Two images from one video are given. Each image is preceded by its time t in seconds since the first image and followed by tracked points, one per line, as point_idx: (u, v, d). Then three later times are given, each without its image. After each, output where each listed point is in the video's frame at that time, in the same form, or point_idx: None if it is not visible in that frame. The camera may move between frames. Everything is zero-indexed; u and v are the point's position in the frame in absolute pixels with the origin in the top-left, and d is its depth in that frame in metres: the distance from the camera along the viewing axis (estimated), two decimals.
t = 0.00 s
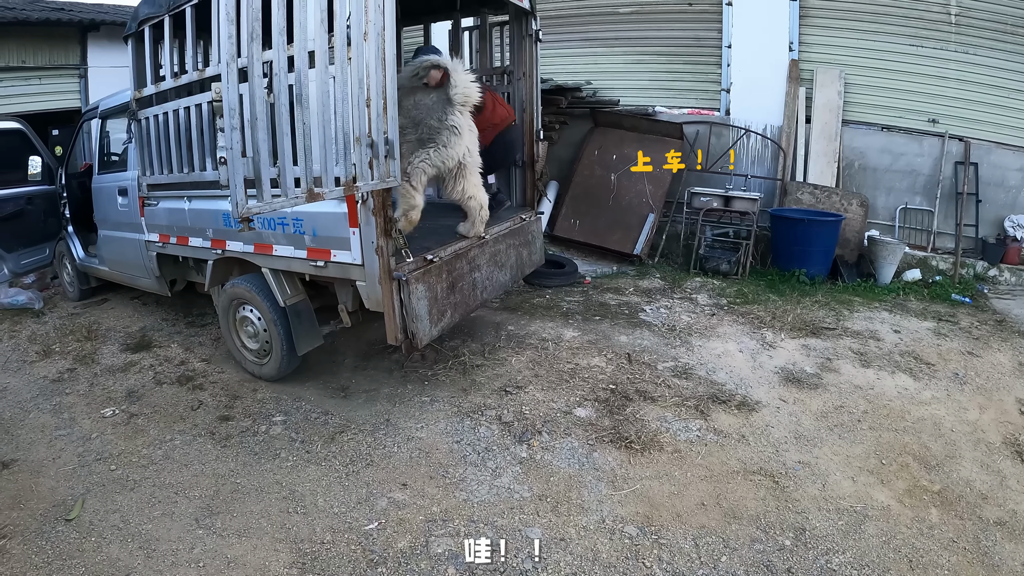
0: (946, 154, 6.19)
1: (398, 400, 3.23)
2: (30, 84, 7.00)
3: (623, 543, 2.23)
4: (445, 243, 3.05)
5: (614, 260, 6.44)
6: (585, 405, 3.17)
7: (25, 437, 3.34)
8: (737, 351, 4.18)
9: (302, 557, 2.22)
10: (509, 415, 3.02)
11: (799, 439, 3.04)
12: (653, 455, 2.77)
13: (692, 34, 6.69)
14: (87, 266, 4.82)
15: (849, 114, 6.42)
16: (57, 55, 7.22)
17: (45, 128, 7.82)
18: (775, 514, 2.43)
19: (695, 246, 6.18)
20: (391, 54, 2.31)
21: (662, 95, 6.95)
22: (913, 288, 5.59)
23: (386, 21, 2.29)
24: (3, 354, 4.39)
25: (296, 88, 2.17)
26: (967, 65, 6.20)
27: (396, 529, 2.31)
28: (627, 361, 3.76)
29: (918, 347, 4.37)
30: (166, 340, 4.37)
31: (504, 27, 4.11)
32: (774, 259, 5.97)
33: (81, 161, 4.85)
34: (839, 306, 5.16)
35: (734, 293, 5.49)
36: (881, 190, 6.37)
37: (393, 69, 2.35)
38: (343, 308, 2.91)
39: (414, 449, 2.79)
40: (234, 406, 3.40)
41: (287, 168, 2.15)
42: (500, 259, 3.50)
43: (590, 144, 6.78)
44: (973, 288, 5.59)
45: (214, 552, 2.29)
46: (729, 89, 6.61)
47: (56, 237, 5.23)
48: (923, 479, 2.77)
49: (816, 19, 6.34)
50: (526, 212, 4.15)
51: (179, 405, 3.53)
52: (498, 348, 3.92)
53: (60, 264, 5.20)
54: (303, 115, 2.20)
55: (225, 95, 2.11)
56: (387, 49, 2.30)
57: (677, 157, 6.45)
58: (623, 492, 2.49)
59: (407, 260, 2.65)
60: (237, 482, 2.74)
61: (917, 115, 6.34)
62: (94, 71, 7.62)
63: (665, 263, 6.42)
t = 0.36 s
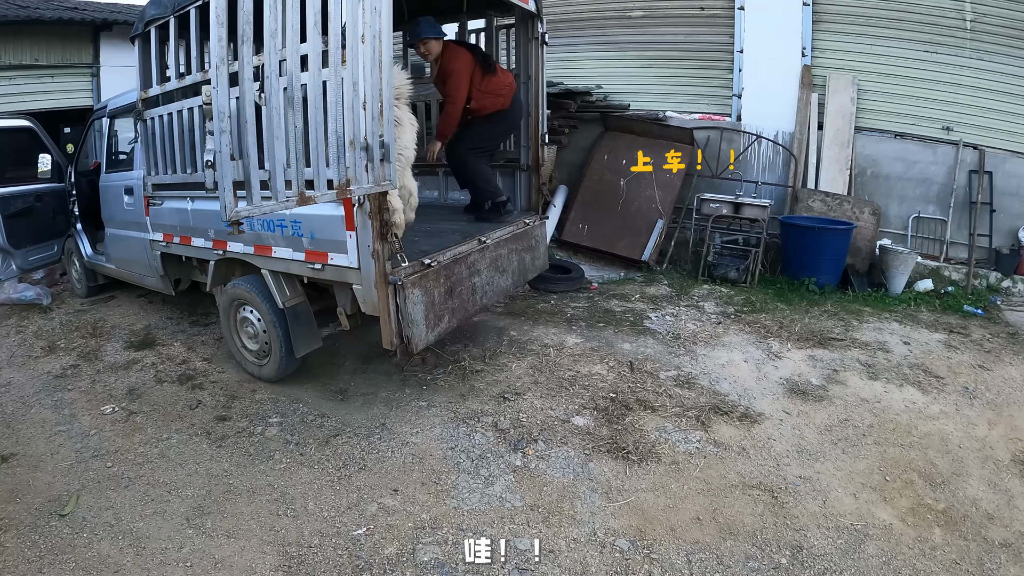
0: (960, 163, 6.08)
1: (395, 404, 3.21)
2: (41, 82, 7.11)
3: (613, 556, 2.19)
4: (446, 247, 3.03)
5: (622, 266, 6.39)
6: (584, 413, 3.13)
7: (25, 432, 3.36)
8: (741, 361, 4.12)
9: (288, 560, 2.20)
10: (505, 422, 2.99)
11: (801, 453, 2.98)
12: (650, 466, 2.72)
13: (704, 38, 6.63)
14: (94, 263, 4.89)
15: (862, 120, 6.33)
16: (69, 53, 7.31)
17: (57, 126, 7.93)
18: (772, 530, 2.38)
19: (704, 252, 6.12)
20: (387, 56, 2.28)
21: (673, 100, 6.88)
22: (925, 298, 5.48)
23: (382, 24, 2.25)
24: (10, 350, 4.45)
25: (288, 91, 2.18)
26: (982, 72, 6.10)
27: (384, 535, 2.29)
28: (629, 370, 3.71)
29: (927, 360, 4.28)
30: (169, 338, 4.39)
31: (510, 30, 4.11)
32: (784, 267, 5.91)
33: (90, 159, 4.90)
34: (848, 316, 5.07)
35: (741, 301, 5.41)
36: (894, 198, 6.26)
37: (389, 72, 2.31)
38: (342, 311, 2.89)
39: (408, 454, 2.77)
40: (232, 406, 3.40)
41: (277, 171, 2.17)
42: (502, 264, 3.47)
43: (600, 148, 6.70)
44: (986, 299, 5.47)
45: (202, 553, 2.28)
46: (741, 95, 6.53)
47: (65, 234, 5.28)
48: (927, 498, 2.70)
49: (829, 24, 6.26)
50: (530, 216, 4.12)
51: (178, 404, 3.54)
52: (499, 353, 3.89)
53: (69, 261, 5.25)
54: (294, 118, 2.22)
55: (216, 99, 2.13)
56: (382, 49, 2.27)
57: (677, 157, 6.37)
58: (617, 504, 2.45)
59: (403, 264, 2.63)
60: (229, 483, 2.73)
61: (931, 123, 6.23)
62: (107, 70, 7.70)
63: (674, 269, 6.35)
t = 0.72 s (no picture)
0: (990, 176, 5.81)
1: (389, 417, 3.12)
2: (63, 81, 7.31)
3: None
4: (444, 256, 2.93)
5: (637, 279, 6.25)
6: (583, 433, 3.00)
7: (21, 429, 3.37)
8: (754, 382, 3.94)
9: None
10: (500, 441, 2.87)
11: (811, 484, 2.82)
12: (648, 494, 2.59)
13: (726, 45, 6.47)
14: (105, 262, 4.93)
15: (887, 132, 6.12)
16: (89, 54, 7.51)
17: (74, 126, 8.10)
18: (772, 569, 2.23)
19: (722, 265, 5.94)
20: (379, 59, 2.16)
21: (693, 108, 6.73)
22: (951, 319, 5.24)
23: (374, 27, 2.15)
24: (18, 346, 4.50)
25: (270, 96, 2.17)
26: (1015, 82, 5.81)
27: (361, 556, 2.20)
28: (635, 389, 3.56)
29: (950, 385, 4.06)
30: (172, 340, 4.38)
31: (521, 34, 4.03)
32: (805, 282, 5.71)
33: (103, 160, 4.92)
34: (869, 336, 4.86)
35: (759, 318, 5.23)
36: (920, 213, 6.02)
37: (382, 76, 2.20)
38: (338, 319, 2.82)
39: (395, 471, 2.68)
40: (225, 413, 3.35)
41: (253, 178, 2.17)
42: (505, 275, 3.37)
43: (618, 157, 6.59)
44: (1014, 320, 5.20)
45: (176, 563, 2.23)
46: (763, 104, 6.35)
47: (76, 233, 5.28)
48: (944, 537, 2.53)
49: (855, 32, 6.06)
50: (539, 225, 4.02)
51: (172, 407, 3.51)
52: (501, 367, 3.78)
53: (81, 259, 5.30)
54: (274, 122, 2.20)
55: (189, 104, 2.15)
56: (375, 53, 2.16)
57: (677, 157, 6.35)
58: (609, 535, 2.33)
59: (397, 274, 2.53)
60: (212, 491, 2.68)
61: (959, 135, 5.99)
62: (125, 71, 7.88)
63: (690, 282, 6.18)
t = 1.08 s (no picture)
0: None
1: (370, 443, 2.92)
2: (84, 78, 7.84)
3: None
4: (434, 271, 2.67)
5: (660, 299, 5.90)
6: (579, 474, 2.72)
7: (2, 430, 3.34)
8: (778, 421, 3.58)
9: None
10: (484, 478, 2.62)
11: (833, 546, 2.48)
12: (644, 550, 2.30)
13: (760, 54, 6.13)
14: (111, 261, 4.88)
15: (930, 148, 5.69)
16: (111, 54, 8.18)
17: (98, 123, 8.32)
18: None
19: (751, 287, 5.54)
20: (349, 50, 1.93)
21: (725, 119, 6.36)
22: (995, 354, 4.79)
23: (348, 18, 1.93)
24: (18, 342, 4.49)
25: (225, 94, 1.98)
26: None
27: None
28: (644, 424, 3.25)
29: (995, 431, 3.64)
30: (168, 344, 4.29)
31: (535, 34, 3.79)
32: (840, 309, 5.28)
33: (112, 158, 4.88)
34: (906, 371, 4.45)
35: (788, 347, 4.84)
36: (964, 236, 5.57)
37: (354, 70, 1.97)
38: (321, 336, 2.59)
39: (365, 505, 2.48)
40: (202, 426, 3.24)
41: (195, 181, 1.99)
42: (506, 294, 3.08)
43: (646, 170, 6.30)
44: None
45: None
46: (800, 117, 5.99)
47: (86, 230, 5.23)
48: None
49: (898, 41, 5.69)
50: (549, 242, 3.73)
51: (151, 417, 3.44)
52: (498, 391, 3.52)
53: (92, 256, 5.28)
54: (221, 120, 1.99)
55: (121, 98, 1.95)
56: (346, 46, 1.93)
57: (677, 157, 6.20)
58: None
59: (374, 291, 2.31)
60: (172, 513, 2.58)
61: (1009, 153, 5.51)
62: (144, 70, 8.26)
63: (716, 304, 5.79)
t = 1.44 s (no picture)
0: None
1: (346, 474, 2.77)
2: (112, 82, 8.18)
3: None
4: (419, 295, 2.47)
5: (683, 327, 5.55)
6: (567, 526, 2.47)
7: None
8: (799, 471, 3.24)
9: None
10: (459, 524, 2.41)
11: None
12: None
13: (798, 69, 5.83)
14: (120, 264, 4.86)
15: (977, 173, 5.26)
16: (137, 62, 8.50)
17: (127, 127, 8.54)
18: None
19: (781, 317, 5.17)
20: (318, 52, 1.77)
21: (760, 137, 6.02)
22: None
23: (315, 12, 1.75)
24: (23, 339, 4.48)
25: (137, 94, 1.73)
26: None
27: None
28: (647, 471, 2.97)
29: None
30: (165, 351, 4.22)
31: (550, 42, 3.59)
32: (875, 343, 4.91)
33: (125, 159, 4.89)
34: (945, 418, 4.05)
35: (817, 386, 4.45)
36: (1011, 268, 5.13)
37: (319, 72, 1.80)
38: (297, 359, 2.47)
39: (327, 544, 2.30)
40: (179, 442, 3.19)
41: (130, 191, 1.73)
42: (504, 323, 2.81)
43: (675, 189, 5.97)
44: None
45: None
46: (838, 135, 5.60)
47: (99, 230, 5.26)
48: None
49: (944, 57, 5.37)
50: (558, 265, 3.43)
51: (133, 428, 3.37)
52: (493, 425, 3.26)
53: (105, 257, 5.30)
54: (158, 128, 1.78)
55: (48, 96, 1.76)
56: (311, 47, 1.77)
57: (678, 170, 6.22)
58: None
59: (344, 317, 2.15)
60: (131, 533, 2.45)
61: None
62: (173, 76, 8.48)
63: (742, 334, 5.40)
